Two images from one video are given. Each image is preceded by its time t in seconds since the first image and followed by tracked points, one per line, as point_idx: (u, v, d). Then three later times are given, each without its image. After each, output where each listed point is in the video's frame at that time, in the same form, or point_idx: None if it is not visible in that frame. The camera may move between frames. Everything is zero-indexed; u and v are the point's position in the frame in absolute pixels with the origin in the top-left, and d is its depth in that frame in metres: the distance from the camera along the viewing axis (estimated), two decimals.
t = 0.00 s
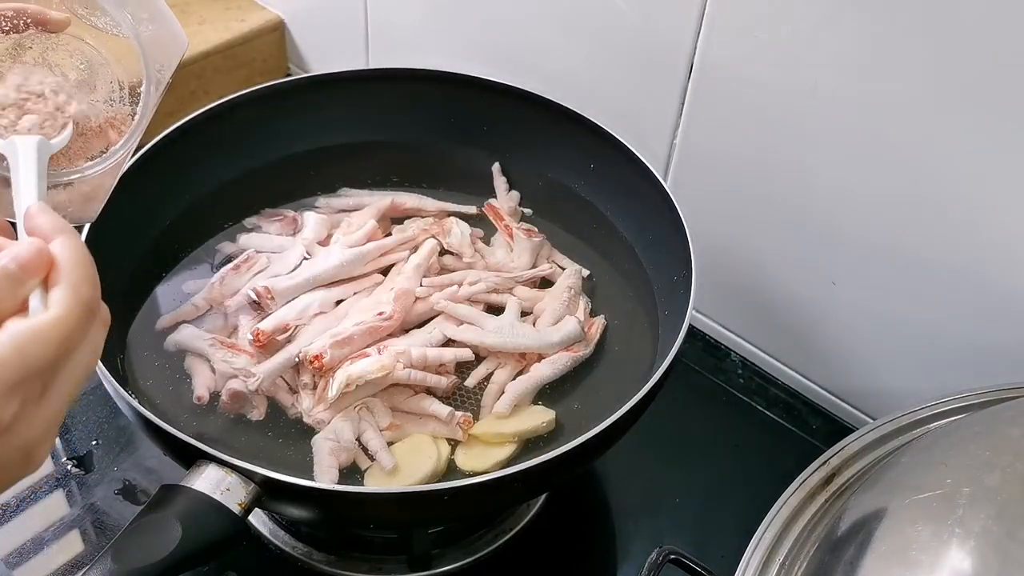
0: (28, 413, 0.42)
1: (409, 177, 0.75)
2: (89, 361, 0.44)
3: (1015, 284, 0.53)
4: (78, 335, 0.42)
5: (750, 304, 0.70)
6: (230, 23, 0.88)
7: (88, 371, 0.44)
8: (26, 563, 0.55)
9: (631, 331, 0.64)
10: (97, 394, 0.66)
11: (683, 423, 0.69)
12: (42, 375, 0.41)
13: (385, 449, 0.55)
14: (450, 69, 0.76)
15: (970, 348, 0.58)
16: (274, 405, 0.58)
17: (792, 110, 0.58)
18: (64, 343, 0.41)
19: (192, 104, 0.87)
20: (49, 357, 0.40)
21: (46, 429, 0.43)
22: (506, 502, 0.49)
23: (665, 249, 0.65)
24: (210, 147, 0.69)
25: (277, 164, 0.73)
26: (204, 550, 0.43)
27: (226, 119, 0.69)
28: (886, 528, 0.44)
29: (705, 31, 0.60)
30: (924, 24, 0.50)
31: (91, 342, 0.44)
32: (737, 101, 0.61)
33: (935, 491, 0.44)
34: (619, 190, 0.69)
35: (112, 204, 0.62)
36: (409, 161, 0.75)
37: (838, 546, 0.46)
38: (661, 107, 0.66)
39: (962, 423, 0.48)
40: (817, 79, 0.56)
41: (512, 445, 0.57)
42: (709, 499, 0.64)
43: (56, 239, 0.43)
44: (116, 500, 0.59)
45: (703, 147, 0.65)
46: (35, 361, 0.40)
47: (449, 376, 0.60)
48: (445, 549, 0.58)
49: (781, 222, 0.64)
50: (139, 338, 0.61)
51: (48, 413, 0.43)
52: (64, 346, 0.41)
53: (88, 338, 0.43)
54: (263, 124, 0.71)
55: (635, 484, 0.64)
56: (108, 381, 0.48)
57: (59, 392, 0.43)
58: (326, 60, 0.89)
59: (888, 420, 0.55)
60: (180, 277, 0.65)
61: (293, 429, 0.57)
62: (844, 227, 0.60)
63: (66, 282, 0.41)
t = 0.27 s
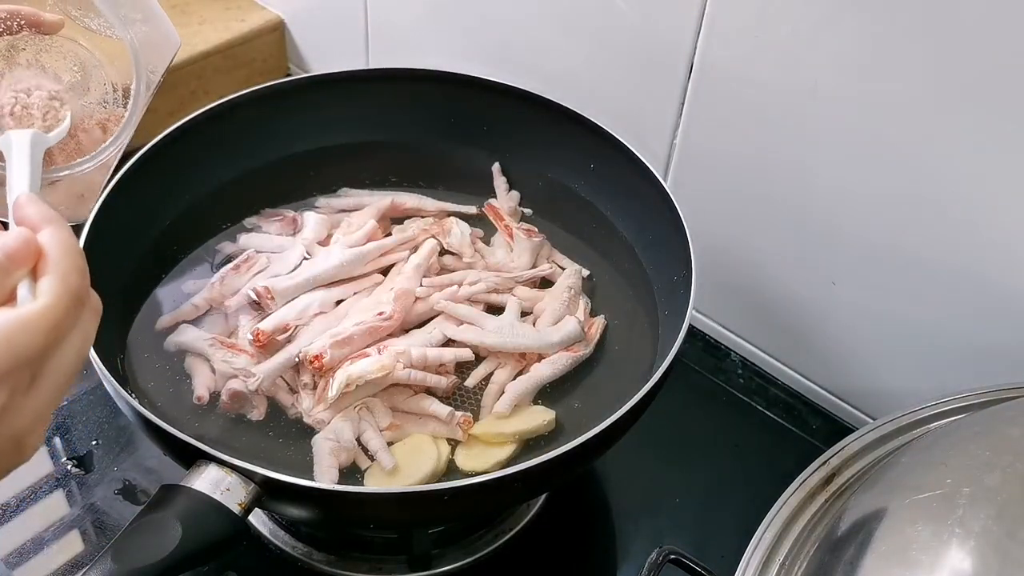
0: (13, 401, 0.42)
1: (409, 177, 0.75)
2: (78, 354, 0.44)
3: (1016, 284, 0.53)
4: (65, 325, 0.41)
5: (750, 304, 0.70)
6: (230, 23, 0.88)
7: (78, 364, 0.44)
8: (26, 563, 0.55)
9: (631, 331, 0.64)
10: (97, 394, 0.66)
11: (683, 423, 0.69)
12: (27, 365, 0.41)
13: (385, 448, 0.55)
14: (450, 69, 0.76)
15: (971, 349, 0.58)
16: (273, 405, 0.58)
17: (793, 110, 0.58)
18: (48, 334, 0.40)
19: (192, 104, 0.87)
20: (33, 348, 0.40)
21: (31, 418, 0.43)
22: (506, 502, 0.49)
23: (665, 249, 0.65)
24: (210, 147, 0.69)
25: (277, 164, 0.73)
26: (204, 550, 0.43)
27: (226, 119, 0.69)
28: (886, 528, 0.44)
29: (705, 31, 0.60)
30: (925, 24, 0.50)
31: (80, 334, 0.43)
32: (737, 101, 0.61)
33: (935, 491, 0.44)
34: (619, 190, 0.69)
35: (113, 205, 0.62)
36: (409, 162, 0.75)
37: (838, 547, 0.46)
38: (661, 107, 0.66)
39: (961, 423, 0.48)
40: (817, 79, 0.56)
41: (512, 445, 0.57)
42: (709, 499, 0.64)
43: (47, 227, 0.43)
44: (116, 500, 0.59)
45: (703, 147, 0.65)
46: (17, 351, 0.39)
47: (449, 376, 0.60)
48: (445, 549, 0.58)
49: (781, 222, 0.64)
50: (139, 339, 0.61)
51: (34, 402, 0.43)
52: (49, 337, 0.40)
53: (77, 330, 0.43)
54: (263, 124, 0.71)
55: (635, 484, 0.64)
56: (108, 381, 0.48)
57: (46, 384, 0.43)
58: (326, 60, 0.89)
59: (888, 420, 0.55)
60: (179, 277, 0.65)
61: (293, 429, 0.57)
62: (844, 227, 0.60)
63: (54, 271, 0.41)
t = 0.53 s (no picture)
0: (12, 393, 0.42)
1: (409, 177, 0.75)
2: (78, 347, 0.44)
3: (1016, 284, 0.53)
4: (68, 319, 0.42)
5: (750, 304, 0.70)
6: (230, 23, 0.88)
7: (78, 358, 0.44)
8: (26, 563, 0.55)
9: (632, 332, 0.64)
10: (97, 394, 0.66)
11: (682, 423, 0.69)
12: (28, 359, 0.41)
13: (385, 448, 0.55)
14: (450, 70, 0.76)
15: (971, 349, 0.58)
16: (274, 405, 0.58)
17: (793, 110, 0.58)
18: (51, 328, 0.41)
19: (192, 104, 0.87)
20: (36, 341, 0.40)
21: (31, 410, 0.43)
22: (506, 502, 0.48)
23: (665, 249, 0.65)
24: (210, 147, 0.69)
25: (277, 164, 0.73)
26: (204, 550, 0.43)
27: (226, 119, 0.69)
28: (886, 528, 0.44)
29: (705, 31, 0.60)
30: (925, 25, 0.50)
31: (82, 327, 0.43)
32: (737, 101, 0.61)
33: (935, 491, 0.44)
34: (619, 190, 0.69)
35: (113, 205, 0.62)
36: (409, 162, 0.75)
37: (838, 546, 0.46)
38: (662, 108, 0.66)
39: (961, 423, 0.48)
40: (817, 79, 0.56)
41: (512, 445, 0.57)
42: (709, 499, 0.64)
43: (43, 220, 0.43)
44: (116, 500, 0.59)
45: (703, 146, 0.65)
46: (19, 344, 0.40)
47: (449, 377, 0.60)
48: (445, 549, 0.58)
49: (781, 222, 0.64)
50: (139, 338, 0.61)
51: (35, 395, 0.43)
52: (51, 330, 0.41)
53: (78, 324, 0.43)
54: (263, 123, 0.71)
55: (635, 484, 0.64)
56: (108, 381, 0.48)
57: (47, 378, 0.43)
58: (326, 60, 0.89)
59: (888, 420, 0.55)
60: (179, 277, 0.65)
61: (293, 429, 0.57)
62: (843, 227, 0.60)
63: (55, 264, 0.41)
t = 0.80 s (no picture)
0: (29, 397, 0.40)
1: (409, 177, 0.75)
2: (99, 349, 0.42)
3: (1015, 284, 0.53)
4: (95, 325, 0.40)
5: (750, 304, 0.70)
6: (230, 23, 0.88)
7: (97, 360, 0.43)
8: (26, 563, 0.55)
9: (632, 332, 0.64)
10: (97, 394, 0.66)
11: (682, 423, 0.69)
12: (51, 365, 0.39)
13: (385, 448, 0.55)
14: (450, 69, 0.76)
15: (971, 349, 0.58)
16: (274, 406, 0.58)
17: (793, 110, 0.58)
18: (76, 335, 0.39)
19: (193, 104, 0.87)
20: (59, 348, 0.39)
21: (44, 414, 0.42)
22: (505, 502, 0.48)
23: (665, 249, 0.65)
24: (210, 147, 0.69)
25: (276, 164, 0.73)
26: (204, 550, 0.43)
27: (226, 119, 0.69)
28: (886, 528, 0.44)
29: (705, 31, 0.60)
30: (925, 25, 0.50)
31: (103, 330, 0.42)
32: (737, 101, 0.61)
33: (935, 491, 0.44)
34: (619, 190, 0.69)
35: (112, 205, 0.62)
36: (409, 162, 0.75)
37: (838, 546, 0.46)
38: (662, 107, 0.66)
39: (961, 423, 0.48)
40: (817, 79, 0.56)
41: (512, 445, 0.57)
42: (709, 499, 0.64)
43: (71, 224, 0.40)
44: (116, 499, 0.59)
45: (703, 146, 0.65)
46: (43, 351, 0.38)
47: (449, 377, 0.60)
48: (445, 549, 0.58)
49: (781, 221, 0.63)
50: (139, 339, 0.61)
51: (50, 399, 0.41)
52: (77, 337, 0.39)
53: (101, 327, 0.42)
54: (264, 123, 0.71)
55: (635, 484, 0.64)
56: (108, 381, 0.48)
57: (63, 380, 0.42)
58: (326, 60, 0.89)
59: (888, 420, 0.55)
60: (179, 277, 0.65)
61: (293, 429, 0.57)
62: (843, 227, 0.60)
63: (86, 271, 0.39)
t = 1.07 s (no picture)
0: (147, 381, 0.33)
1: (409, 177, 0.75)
2: (223, 327, 0.36)
3: (1015, 284, 0.53)
4: (217, 307, 0.34)
5: (750, 304, 0.70)
6: (230, 23, 0.88)
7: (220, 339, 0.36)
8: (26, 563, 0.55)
9: (632, 332, 0.64)
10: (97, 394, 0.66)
11: (682, 423, 0.69)
12: (173, 345, 0.33)
13: (385, 448, 0.55)
14: (450, 70, 0.76)
15: (970, 349, 0.58)
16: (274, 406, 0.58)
17: (792, 110, 0.58)
18: (203, 316, 0.33)
19: (193, 104, 0.87)
20: (181, 326, 0.32)
21: (156, 405, 0.34)
22: (506, 502, 0.48)
23: (665, 248, 0.65)
24: (210, 147, 0.69)
25: (276, 164, 0.73)
26: (204, 550, 0.43)
27: (226, 119, 0.69)
28: (886, 528, 0.44)
29: (705, 31, 0.60)
30: (925, 25, 0.50)
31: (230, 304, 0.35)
32: (737, 101, 0.61)
33: (935, 491, 0.44)
34: (619, 190, 0.69)
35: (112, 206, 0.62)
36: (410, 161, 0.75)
37: (838, 546, 0.46)
38: (662, 107, 0.66)
39: (961, 423, 0.48)
40: (817, 79, 0.56)
41: (512, 445, 0.57)
42: (709, 500, 0.64)
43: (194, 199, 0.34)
44: (116, 500, 0.59)
45: (703, 146, 0.65)
46: (162, 330, 0.31)
47: (449, 378, 0.60)
48: (445, 549, 0.58)
49: (781, 220, 0.63)
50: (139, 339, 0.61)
51: (172, 384, 0.35)
52: (204, 314, 0.33)
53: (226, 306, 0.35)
54: (264, 122, 0.71)
55: (636, 484, 0.64)
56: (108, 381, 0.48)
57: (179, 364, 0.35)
58: (326, 60, 0.89)
59: (888, 420, 0.55)
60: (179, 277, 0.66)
61: (293, 430, 0.57)
62: (842, 227, 0.60)
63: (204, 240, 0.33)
